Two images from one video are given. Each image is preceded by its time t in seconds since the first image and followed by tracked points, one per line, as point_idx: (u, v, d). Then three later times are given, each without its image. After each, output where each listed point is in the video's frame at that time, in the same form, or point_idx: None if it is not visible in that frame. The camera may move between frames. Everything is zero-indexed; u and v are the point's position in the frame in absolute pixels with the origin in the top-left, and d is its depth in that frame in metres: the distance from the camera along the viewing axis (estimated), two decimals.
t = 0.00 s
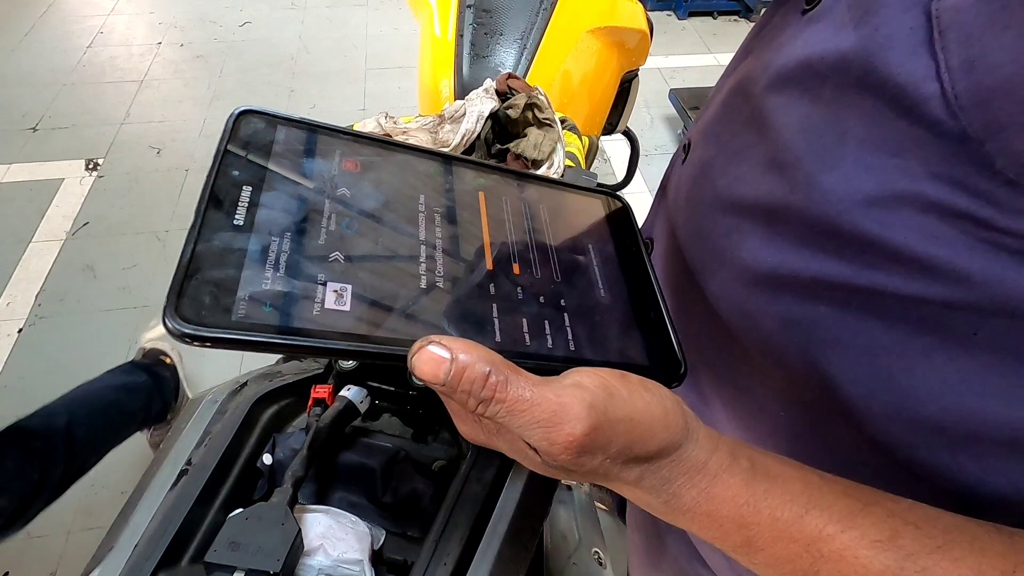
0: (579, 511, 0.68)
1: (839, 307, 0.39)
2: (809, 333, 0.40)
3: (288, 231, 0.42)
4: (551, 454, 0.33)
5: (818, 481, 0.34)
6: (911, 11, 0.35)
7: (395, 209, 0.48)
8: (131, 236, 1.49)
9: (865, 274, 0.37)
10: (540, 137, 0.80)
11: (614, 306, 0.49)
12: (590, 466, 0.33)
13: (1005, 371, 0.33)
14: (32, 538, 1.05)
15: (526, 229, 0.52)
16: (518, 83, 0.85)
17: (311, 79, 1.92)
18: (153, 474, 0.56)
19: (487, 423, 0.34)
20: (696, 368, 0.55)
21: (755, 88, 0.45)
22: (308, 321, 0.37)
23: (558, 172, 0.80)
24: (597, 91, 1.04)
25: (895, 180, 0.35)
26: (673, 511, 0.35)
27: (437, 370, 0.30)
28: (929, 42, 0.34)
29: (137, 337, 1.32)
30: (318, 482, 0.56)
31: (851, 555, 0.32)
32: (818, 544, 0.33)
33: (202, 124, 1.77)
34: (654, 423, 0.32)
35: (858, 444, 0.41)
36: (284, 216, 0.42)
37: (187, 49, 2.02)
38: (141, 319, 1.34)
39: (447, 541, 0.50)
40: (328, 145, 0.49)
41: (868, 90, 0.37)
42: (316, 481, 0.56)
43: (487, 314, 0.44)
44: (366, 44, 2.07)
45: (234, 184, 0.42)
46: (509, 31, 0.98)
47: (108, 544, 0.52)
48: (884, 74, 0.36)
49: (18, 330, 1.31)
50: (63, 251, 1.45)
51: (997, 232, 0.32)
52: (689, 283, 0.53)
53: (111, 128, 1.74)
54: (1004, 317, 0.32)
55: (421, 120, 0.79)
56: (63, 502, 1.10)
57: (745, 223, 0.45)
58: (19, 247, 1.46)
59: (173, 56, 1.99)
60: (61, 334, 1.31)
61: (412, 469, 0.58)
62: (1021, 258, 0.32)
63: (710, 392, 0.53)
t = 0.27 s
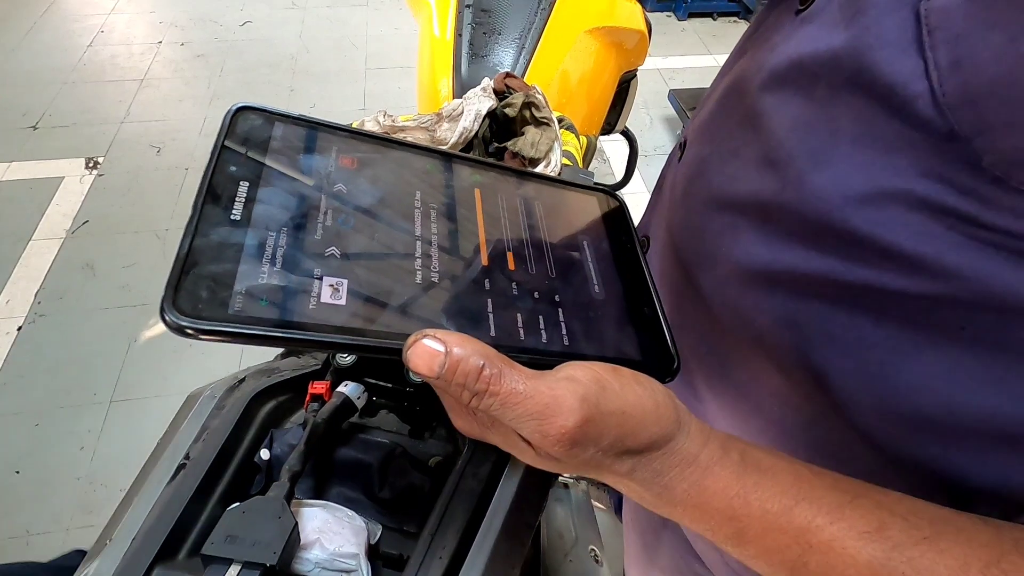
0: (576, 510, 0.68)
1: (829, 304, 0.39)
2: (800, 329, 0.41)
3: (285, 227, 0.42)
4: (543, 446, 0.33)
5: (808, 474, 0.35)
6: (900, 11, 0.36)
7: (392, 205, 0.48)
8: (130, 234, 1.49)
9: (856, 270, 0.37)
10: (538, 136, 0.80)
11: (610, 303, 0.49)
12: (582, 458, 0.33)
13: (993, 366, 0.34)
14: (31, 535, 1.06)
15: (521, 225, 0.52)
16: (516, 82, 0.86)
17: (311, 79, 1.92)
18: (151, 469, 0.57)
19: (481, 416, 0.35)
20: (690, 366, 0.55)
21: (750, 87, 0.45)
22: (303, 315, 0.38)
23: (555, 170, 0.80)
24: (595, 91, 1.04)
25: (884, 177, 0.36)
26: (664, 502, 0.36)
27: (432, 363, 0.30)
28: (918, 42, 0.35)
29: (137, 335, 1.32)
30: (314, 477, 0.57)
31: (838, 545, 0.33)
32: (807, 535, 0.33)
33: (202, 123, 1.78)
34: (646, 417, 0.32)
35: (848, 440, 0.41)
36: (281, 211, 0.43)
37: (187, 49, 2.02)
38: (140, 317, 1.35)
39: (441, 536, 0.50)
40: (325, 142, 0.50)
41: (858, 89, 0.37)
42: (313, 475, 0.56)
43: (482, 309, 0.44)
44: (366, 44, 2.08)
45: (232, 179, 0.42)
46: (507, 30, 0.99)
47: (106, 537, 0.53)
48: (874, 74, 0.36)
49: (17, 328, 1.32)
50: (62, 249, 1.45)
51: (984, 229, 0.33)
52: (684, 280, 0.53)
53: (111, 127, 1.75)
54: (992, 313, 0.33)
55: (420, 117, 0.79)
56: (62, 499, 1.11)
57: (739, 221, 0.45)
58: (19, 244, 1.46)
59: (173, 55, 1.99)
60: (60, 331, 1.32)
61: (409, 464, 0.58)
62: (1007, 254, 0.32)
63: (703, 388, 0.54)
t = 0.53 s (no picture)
0: (573, 509, 0.68)
1: (824, 302, 0.39)
2: (796, 326, 0.41)
3: (281, 222, 0.42)
4: (537, 440, 0.33)
5: (801, 470, 0.35)
6: (896, 10, 0.36)
7: (388, 200, 0.48)
8: (129, 233, 1.49)
9: (851, 269, 0.38)
10: (535, 135, 0.81)
11: (606, 301, 0.49)
12: (576, 453, 0.33)
13: (987, 365, 0.34)
14: (29, 533, 1.06)
15: (518, 222, 0.52)
16: (514, 81, 0.86)
17: (312, 78, 1.92)
18: (148, 465, 0.57)
19: (475, 411, 0.35)
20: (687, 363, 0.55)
21: (747, 85, 0.45)
22: (299, 309, 0.38)
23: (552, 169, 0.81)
24: (594, 90, 1.05)
25: (879, 176, 0.36)
26: (658, 499, 0.36)
27: (426, 357, 0.30)
28: (914, 40, 0.35)
29: (136, 333, 1.32)
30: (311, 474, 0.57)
31: (830, 541, 0.33)
32: (799, 531, 0.34)
33: (202, 122, 1.78)
34: (640, 412, 0.32)
35: (844, 437, 0.41)
36: (278, 206, 0.43)
37: (187, 47, 2.02)
38: (139, 315, 1.35)
39: (438, 533, 0.50)
40: (322, 137, 0.50)
41: (854, 88, 0.37)
42: (309, 474, 0.56)
43: (477, 305, 0.44)
44: (366, 43, 2.08)
45: (228, 174, 0.42)
46: (506, 29, 0.99)
47: (102, 533, 0.53)
48: (870, 73, 0.36)
49: (16, 326, 1.32)
50: (61, 247, 1.45)
51: (978, 229, 0.33)
52: (680, 278, 0.53)
53: (110, 125, 1.75)
54: (986, 312, 0.33)
55: (417, 117, 0.80)
56: (60, 497, 1.11)
57: (735, 219, 0.45)
58: (19, 242, 1.46)
59: (173, 53, 1.99)
60: (59, 329, 1.32)
61: (405, 461, 0.58)
62: (1001, 253, 0.32)
63: (699, 386, 0.54)
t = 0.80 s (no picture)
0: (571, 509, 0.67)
1: (818, 304, 0.40)
2: (791, 328, 0.41)
3: (276, 222, 0.42)
4: (531, 441, 0.33)
5: (795, 470, 0.35)
6: (889, 12, 0.36)
7: (385, 202, 0.48)
8: (127, 233, 1.49)
9: (844, 270, 0.38)
10: (531, 136, 0.81)
11: (601, 301, 0.49)
12: (570, 454, 0.33)
13: (981, 366, 0.34)
14: (27, 534, 1.06)
15: (514, 223, 0.52)
16: (510, 81, 0.86)
17: (310, 78, 1.92)
18: (145, 466, 0.57)
19: (469, 412, 0.35)
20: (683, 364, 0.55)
21: (743, 86, 0.45)
22: (295, 310, 0.38)
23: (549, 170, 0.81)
24: (591, 91, 1.05)
25: (873, 177, 0.36)
26: (653, 499, 0.36)
27: (420, 357, 0.30)
28: (906, 43, 0.35)
29: (134, 334, 1.32)
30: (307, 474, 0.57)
31: (824, 541, 0.33)
32: (793, 531, 0.34)
33: (200, 122, 1.78)
34: (633, 412, 0.32)
35: (839, 438, 0.41)
36: (273, 207, 0.43)
37: (185, 47, 2.02)
38: (137, 316, 1.35)
39: (433, 533, 0.50)
40: (319, 139, 0.50)
41: (848, 89, 0.37)
42: (306, 474, 0.56)
43: (473, 306, 0.44)
44: (365, 43, 2.08)
45: (224, 175, 0.42)
46: (502, 30, 0.98)
47: (99, 534, 0.53)
48: (863, 74, 0.36)
49: (14, 327, 1.31)
50: (59, 247, 1.45)
51: (971, 230, 0.33)
52: (676, 279, 0.53)
53: (108, 125, 1.75)
54: (979, 313, 0.33)
55: (413, 117, 0.80)
56: (58, 498, 1.11)
57: (730, 220, 0.45)
58: (17, 243, 1.46)
59: (172, 54, 1.99)
60: (57, 330, 1.32)
61: (401, 462, 0.58)
62: (994, 255, 0.32)
63: (694, 386, 0.53)
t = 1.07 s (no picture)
0: (569, 509, 0.67)
1: (815, 303, 0.39)
2: (787, 327, 0.41)
3: (269, 222, 0.42)
4: (526, 441, 0.33)
5: (792, 469, 0.35)
6: (884, 9, 0.35)
7: (379, 200, 0.48)
8: (124, 233, 1.48)
9: (840, 269, 0.37)
10: (527, 135, 0.82)
11: (598, 300, 0.49)
12: (566, 453, 0.33)
13: (977, 364, 0.34)
14: (23, 535, 1.05)
15: (510, 222, 0.52)
16: (506, 80, 0.85)
17: (307, 78, 1.92)
18: (139, 467, 0.57)
19: (465, 412, 0.34)
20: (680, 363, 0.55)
21: (739, 85, 0.45)
22: (288, 310, 0.37)
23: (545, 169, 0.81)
24: (588, 89, 1.05)
25: (869, 175, 0.36)
26: (649, 498, 0.36)
27: (415, 357, 0.30)
28: (902, 40, 0.34)
29: (130, 334, 1.32)
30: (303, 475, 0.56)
31: (820, 540, 0.33)
32: (790, 531, 0.34)
33: (197, 122, 1.77)
34: (629, 411, 0.32)
35: (836, 436, 0.41)
36: (267, 206, 0.43)
37: (182, 47, 2.01)
38: (133, 316, 1.34)
39: (429, 532, 0.50)
40: (313, 137, 0.49)
41: (844, 87, 0.37)
42: (302, 474, 0.56)
43: (468, 305, 0.44)
44: (362, 42, 2.07)
45: (217, 174, 0.42)
46: (499, 28, 0.98)
47: (93, 535, 0.53)
48: (859, 72, 0.36)
49: (9, 327, 1.31)
50: (55, 248, 1.45)
51: (968, 228, 0.32)
52: (672, 278, 0.53)
53: (104, 125, 1.74)
54: (976, 311, 0.33)
55: (409, 116, 0.80)
56: (54, 499, 1.10)
57: (727, 219, 0.45)
58: (12, 243, 1.45)
59: (168, 53, 1.98)
60: (53, 331, 1.31)
61: (397, 462, 0.58)
62: (991, 252, 0.32)
63: (690, 385, 0.53)
